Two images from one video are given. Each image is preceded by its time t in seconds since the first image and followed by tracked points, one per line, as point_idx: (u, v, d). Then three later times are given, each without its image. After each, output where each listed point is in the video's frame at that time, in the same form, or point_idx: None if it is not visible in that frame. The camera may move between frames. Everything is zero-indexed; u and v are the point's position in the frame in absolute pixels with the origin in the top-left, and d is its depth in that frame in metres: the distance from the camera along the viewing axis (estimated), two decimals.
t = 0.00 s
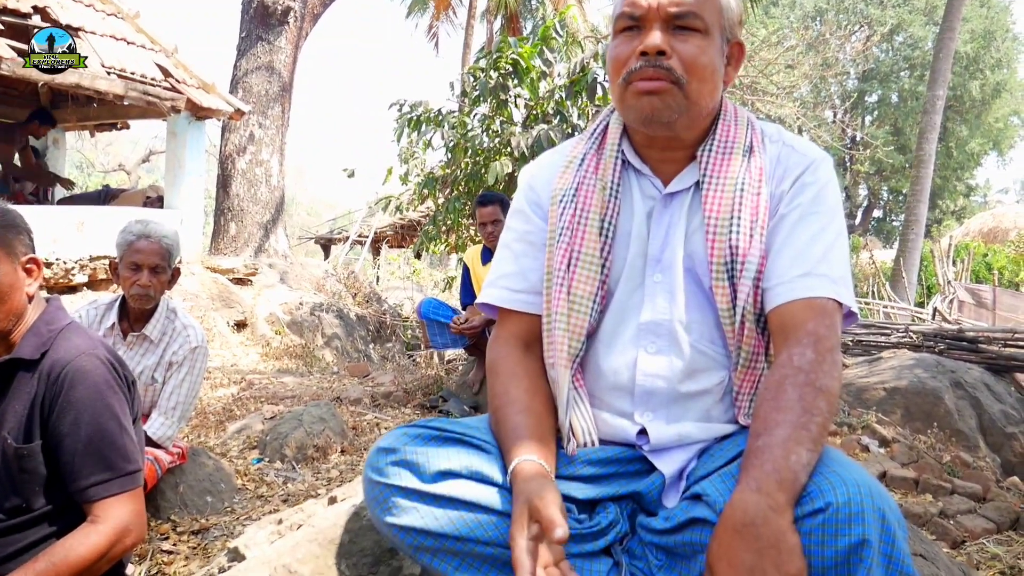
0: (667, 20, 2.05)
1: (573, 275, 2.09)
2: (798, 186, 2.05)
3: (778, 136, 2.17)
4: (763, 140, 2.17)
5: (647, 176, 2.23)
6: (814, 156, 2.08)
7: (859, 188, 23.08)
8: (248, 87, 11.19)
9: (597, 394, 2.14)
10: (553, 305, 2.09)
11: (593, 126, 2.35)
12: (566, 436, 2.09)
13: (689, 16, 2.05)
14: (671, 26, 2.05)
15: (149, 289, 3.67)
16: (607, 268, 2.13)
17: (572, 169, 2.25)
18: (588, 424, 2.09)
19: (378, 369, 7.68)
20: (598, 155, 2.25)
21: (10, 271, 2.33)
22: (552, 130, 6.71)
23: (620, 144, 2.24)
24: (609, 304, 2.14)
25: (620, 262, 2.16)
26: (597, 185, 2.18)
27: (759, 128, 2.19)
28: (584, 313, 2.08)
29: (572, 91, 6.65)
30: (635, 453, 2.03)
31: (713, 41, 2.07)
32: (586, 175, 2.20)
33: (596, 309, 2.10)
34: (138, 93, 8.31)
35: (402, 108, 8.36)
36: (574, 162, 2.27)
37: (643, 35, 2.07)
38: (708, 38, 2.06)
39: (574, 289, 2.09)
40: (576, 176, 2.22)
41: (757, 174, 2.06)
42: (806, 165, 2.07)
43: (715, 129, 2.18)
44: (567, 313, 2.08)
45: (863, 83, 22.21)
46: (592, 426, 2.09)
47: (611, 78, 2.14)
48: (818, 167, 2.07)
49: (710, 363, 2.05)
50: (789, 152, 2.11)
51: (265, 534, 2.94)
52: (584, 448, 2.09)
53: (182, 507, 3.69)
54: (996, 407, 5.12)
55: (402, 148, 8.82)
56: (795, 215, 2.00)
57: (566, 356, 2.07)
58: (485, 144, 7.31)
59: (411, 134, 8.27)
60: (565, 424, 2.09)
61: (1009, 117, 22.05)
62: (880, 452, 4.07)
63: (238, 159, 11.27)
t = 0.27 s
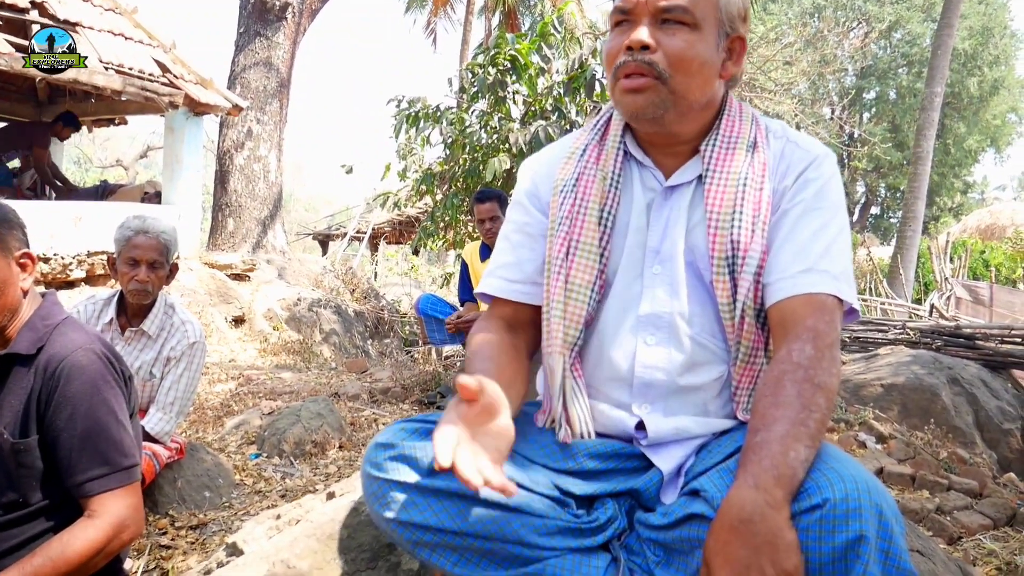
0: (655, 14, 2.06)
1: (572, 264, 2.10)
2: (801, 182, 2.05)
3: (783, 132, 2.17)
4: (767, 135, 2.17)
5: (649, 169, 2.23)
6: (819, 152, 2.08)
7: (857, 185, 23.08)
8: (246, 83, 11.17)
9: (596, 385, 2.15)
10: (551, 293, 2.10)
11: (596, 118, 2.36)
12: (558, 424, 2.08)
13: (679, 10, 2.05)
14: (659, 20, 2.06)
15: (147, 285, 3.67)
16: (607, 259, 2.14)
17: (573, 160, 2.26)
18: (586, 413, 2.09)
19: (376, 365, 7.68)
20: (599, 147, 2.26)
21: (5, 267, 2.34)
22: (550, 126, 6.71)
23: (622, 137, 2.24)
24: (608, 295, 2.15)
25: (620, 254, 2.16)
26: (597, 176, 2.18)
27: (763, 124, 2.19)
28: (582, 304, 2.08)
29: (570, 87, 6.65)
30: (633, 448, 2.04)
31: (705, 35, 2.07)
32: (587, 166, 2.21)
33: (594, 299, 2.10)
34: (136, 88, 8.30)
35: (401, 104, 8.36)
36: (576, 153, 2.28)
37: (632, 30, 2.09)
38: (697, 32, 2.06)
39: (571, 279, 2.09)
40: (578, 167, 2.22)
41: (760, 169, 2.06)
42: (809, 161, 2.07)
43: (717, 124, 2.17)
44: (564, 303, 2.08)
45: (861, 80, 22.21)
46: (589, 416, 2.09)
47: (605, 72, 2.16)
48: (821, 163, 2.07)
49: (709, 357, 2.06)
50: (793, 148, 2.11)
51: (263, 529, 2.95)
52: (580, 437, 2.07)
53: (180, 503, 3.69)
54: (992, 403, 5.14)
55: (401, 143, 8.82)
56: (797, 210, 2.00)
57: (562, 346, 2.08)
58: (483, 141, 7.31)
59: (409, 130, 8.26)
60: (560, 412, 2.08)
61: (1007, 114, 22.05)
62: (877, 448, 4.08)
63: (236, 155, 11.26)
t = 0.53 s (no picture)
0: (661, 12, 2.05)
1: (574, 259, 2.10)
2: (806, 184, 2.05)
3: (788, 134, 2.17)
4: (773, 137, 2.16)
5: (652, 167, 2.23)
6: (824, 155, 2.08)
7: (858, 185, 23.06)
8: (247, 82, 11.17)
9: (597, 381, 2.15)
10: (552, 288, 2.10)
11: (602, 115, 2.36)
12: (555, 421, 2.09)
13: (686, 8, 2.04)
14: (666, 18, 2.05)
15: (147, 284, 3.67)
16: (609, 256, 2.14)
17: (578, 157, 2.26)
18: (584, 409, 2.09)
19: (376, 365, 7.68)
20: (604, 144, 2.26)
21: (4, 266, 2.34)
22: (551, 125, 6.71)
23: (628, 134, 2.25)
24: (611, 292, 2.15)
25: (623, 251, 2.16)
26: (601, 172, 2.18)
27: (768, 126, 2.19)
28: (584, 299, 2.08)
29: (571, 87, 6.66)
30: (633, 448, 2.04)
31: (711, 34, 2.06)
32: (591, 163, 2.21)
33: (596, 295, 2.10)
34: (137, 87, 8.30)
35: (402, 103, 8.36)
36: (582, 150, 2.28)
37: (638, 28, 2.08)
38: (704, 31, 2.05)
39: (573, 274, 2.09)
40: (583, 164, 2.22)
41: (764, 170, 2.06)
42: (814, 164, 2.07)
43: (723, 124, 2.18)
44: (565, 298, 2.08)
45: (862, 80, 22.21)
46: (587, 412, 2.09)
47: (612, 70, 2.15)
48: (826, 166, 2.07)
49: (711, 356, 2.06)
50: (798, 150, 2.11)
51: (263, 528, 2.95)
52: (578, 434, 2.07)
53: (180, 501, 3.69)
54: (993, 404, 5.13)
55: (402, 143, 8.83)
56: (802, 212, 2.01)
57: (560, 341, 2.07)
58: (484, 140, 7.31)
59: (410, 129, 8.27)
60: (558, 407, 2.09)
61: (1008, 114, 22.04)
62: (877, 449, 4.07)
63: (237, 153, 11.26)
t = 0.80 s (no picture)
0: (667, 13, 2.06)
1: (572, 260, 2.10)
2: (801, 184, 2.06)
3: (784, 134, 2.17)
4: (768, 137, 2.17)
5: (649, 168, 2.23)
6: (819, 155, 2.09)
7: (857, 184, 23.07)
8: (245, 84, 11.17)
9: (594, 382, 2.14)
10: (550, 289, 2.10)
11: (598, 115, 2.36)
12: (553, 422, 2.08)
13: (691, 9, 2.05)
14: (672, 18, 2.06)
15: (146, 286, 3.67)
16: (606, 256, 2.13)
17: (575, 157, 2.25)
18: (582, 410, 2.08)
19: (376, 366, 7.67)
20: (601, 145, 2.26)
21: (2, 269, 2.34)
22: (550, 126, 6.71)
23: (625, 134, 2.24)
24: (608, 292, 2.14)
25: (620, 251, 2.16)
26: (598, 173, 2.18)
27: (764, 126, 2.19)
28: (581, 300, 2.08)
29: (570, 88, 6.66)
30: (631, 448, 2.04)
31: (715, 35, 2.07)
32: (588, 164, 2.21)
33: (593, 295, 2.10)
34: (135, 89, 8.31)
35: (401, 105, 8.35)
36: (578, 150, 2.28)
37: (643, 29, 2.08)
38: (708, 31, 2.06)
39: (570, 274, 2.09)
40: (580, 164, 2.22)
41: (760, 170, 2.06)
42: (810, 164, 2.08)
43: (719, 124, 2.18)
44: (563, 299, 2.08)
45: (860, 79, 22.23)
46: (585, 412, 2.08)
47: (614, 70, 2.15)
48: (821, 166, 2.07)
49: (708, 356, 2.06)
50: (793, 150, 2.12)
51: (262, 531, 2.95)
52: (575, 435, 2.07)
53: (180, 504, 3.69)
54: (992, 402, 5.14)
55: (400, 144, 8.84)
56: (797, 212, 2.01)
57: (557, 342, 2.07)
58: (483, 141, 7.31)
59: (409, 130, 8.27)
60: (556, 407, 2.08)
61: (1006, 113, 22.06)
62: (877, 448, 4.08)
63: (235, 155, 11.25)
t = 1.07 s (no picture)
0: (685, 11, 2.07)
1: (575, 260, 2.10)
2: (804, 183, 2.06)
3: (786, 134, 2.17)
4: (771, 137, 2.17)
5: (652, 167, 2.23)
6: (821, 154, 2.09)
7: (857, 182, 23.03)
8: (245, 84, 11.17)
9: (597, 382, 2.14)
10: (554, 289, 2.10)
11: (602, 115, 2.36)
12: (555, 422, 2.08)
13: (708, 8, 2.07)
14: (689, 16, 2.07)
15: (147, 287, 3.67)
16: (609, 256, 2.13)
17: (578, 157, 2.25)
18: (584, 410, 2.08)
19: (377, 366, 7.67)
20: (604, 145, 2.26)
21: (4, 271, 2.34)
22: (550, 125, 6.71)
23: (627, 134, 2.25)
24: (611, 292, 2.14)
25: (623, 251, 2.16)
26: (601, 173, 2.18)
27: (767, 126, 2.19)
28: (584, 301, 2.08)
29: (570, 87, 6.66)
30: (633, 448, 2.04)
31: (728, 35, 2.09)
32: (591, 164, 2.21)
33: (596, 296, 2.10)
34: (135, 90, 8.32)
35: (401, 104, 8.35)
36: (581, 150, 2.27)
37: (661, 26, 2.09)
38: (723, 31, 2.08)
39: (574, 275, 2.09)
40: (582, 165, 2.22)
41: (763, 169, 2.06)
42: (812, 164, 2.08)
43: (722, 124, 2.18)
44: (567, 299, 2.09)
45: (861, 77, 22.20)
46: (588, 413, 2.08)
47: (627, 68, 2.14)
48: (823, 166, 2.07)
49: (711, 356, 2.06)
50: (796, 150, 2.12)
51: (264, 531, 2.95)
52: (578, 435, 2.07)
53: (182, 505, 3.69)
54: (994, 401, 5.13)
55: (401, 144, 8.84)
56: (800, 212, 2.01)
57: (560, 341, 2.08)
58: (483, 140, 7.30)
59: (409, 129, 8.27)
60: (558, 408, 2.08)
61: (1007, 110, 22.03)
62: (879, 447, 4.07)
63: (235, 156, 11.25)
